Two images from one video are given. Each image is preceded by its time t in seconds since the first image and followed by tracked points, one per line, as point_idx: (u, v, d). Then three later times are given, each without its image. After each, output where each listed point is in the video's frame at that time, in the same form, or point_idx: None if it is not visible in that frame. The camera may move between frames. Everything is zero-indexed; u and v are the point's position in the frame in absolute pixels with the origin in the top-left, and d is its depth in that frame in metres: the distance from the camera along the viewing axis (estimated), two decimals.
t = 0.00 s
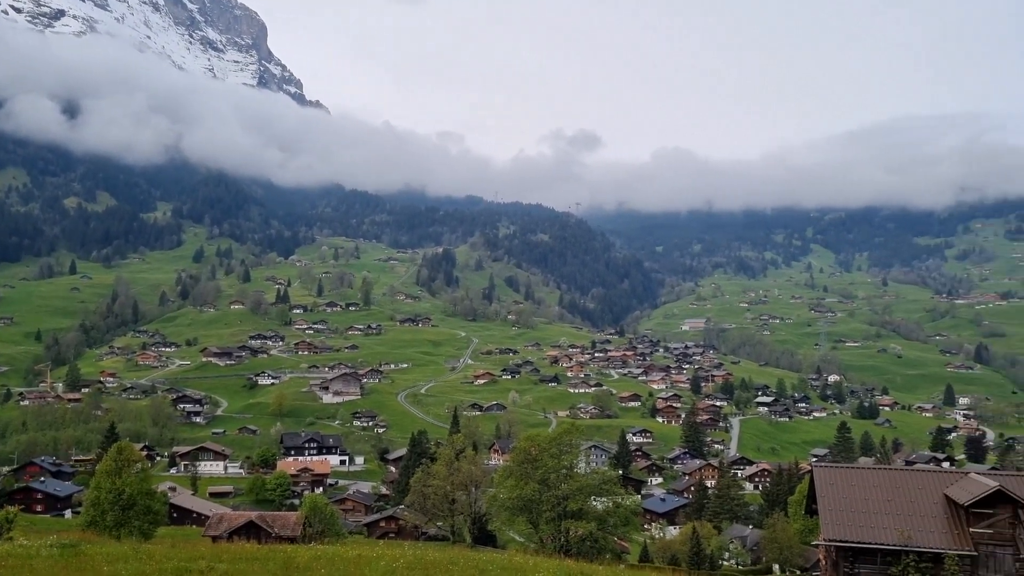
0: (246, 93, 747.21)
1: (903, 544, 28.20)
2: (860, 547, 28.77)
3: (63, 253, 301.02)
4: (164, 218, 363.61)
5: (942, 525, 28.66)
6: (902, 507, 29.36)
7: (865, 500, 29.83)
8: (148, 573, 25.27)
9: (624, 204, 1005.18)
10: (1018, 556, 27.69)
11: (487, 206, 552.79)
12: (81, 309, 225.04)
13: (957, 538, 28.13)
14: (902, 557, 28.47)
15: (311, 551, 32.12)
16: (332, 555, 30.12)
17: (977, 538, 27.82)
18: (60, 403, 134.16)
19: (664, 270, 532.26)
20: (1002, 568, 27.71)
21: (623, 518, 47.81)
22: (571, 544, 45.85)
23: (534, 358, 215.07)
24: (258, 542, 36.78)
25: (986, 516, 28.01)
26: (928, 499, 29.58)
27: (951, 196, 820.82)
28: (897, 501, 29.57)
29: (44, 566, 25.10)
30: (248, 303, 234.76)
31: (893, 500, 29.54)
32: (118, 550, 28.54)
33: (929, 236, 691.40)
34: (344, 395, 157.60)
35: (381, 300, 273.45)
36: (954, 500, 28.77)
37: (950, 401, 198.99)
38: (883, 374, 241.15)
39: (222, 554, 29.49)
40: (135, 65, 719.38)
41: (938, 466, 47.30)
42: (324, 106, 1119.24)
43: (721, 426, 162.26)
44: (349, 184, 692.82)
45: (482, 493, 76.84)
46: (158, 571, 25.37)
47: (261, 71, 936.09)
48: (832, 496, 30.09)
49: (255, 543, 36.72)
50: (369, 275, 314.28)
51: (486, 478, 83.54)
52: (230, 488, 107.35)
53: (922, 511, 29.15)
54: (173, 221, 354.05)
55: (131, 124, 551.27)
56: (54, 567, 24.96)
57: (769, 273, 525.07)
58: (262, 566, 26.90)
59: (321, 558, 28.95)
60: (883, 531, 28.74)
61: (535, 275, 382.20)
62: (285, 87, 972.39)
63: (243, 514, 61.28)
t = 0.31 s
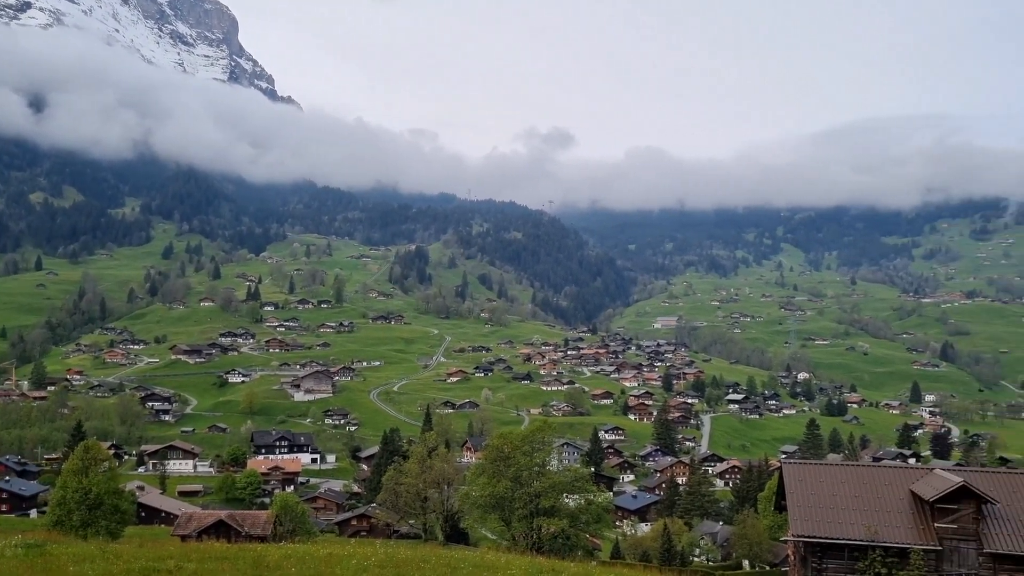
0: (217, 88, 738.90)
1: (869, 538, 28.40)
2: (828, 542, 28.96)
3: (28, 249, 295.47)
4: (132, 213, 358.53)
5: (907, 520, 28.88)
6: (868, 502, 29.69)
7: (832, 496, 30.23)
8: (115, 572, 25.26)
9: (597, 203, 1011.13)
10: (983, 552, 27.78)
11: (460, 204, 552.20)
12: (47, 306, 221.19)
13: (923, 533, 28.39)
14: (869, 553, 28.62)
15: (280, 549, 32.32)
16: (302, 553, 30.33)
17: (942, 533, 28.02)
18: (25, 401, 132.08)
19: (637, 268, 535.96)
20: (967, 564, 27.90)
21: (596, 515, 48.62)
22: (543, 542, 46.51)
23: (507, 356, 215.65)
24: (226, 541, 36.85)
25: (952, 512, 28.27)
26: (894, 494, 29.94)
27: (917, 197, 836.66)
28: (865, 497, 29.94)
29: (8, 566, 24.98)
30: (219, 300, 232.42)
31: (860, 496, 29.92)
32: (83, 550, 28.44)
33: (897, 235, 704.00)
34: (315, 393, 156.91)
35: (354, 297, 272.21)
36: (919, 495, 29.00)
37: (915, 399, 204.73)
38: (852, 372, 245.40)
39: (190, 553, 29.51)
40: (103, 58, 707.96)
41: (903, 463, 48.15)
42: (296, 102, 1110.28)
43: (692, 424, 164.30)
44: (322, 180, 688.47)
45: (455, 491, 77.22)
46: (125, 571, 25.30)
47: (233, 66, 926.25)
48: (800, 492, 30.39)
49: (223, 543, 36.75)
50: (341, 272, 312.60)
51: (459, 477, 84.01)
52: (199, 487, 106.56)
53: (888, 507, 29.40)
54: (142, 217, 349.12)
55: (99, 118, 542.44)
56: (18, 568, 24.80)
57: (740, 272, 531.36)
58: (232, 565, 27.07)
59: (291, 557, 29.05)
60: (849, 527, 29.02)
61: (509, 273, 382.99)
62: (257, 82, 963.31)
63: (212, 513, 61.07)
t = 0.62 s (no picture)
0: (197, 84, 732.54)
1: (847, 535, 28.55)
2: (806, 539, 29.17)
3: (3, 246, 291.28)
4: (110, 210, 354.35)
5: (884, 517, 29.03)
6: (846, 499, 29.90)
7: (810, 493, 30.43)
8: (92, 572, 25.32)
9: (579, 201, 1014.93)
10: (958, 548, 27.97)
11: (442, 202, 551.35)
12: (22, 304, 218.29)
13: (899, 529, 28.53)
14: (846, 549, 28.78)
15: (259, 548, 32.39)
16: (281, 552, 30.50)
17: (917, 530, 28.29)
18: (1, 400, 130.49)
19: (618, 266, 538.31)
20: (943, 560, 28.04)
21: (576, 512, 49.28)
22: (523, 540, 47.01)
23: (489, 354, 216.03)
24: (203, 541, 36.89)
25: (928, 507, 28.44)
26: (872, 491, 30.12)
27: (894, 197, 847.13)
28: (842, 494, 30.15)
29: None
30: (198, 297, 230.66)
31: (838, 493, 30.12)
32: (60, 549, 28.42)
33: (875, 234, 712.74)
34: (296, 391, 156.23)
35: (335, 295, 271.23)
36: (896, 491, 29.18)
37: (893, 396, 207.72)
38: (830, 370, 248.30)
39: (168, 551, 29.61)
40: (80, 53, 699.43)
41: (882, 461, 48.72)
42: (277, 99, 1103.29)
43: (673, 421, 165.86)
44: (302, 178, 685.34)
45: (436, 488, 77.55)
46: (102, 571, 25.42)
47: (213, 62, 919.31)
48: (778, 490, 30.64)
49: (201, 542, 36.79)
50: (322, 270, 311.44)
51: (440, 475, 84.26)
52: (177, 486, 105.98)
53: (866, 504, 29.59)
54: (120, 214, 345.51)
55: (76, 114, 535.96)
56: None
57: (720, 271, 535.60)
58: (210, 565, 27.16)
59: (271, 557, 29.17)
60: (828, 523, 29.18)
61: (490, 271, 383.34)
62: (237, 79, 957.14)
63: (188, 513, 60.90)
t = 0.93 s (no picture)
0: (168, 79, 723.37)
1: (818, 531, 29.54)
2: (776, 535, 30.12)
3: None
4: (79, 207, 348.55)
5: (854, 513, 30.08)
6: (816, 495, 30.89)
7: (782, 490, 31.36)
8: (60, 572, 25.60)
9: (553, 200, 1017.99)
10: (925, 542, 29.12)
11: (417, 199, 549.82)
12: None
13: (868, 524, 29.54)
14: (818, 545, 29.71)
15: (231, 548, 32.77)
16: (252, 552, 30.82)
17: (887, 524, 29.31)
18: None
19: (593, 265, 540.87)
20: (910, 555, 29.15)
21: (550, 510, 50.18)
22: (498, 537, 47.64)
23: (464, 352, 216.42)
24: (176, 541, 37.04)
25: (897, 503, 29.47)
26: (841, 488, 31.15)
27: (865, 197, 860.09)
28: (814, 491, 31.11)
29: None
30: (169, 295, 228.22)
31: (809, 489, 31.09)
32: (30, 550, 28.63)
33: (846, 233, 723.61)
34: (269, 389, 155.41)
35: (308, 293, 269.69)
36: (865, 488, 30.24)
37: (863, 394, 211.57)
38: (802, 368, 252.11)
39: (138, 551, 29.87)
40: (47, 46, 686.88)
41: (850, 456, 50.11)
42: (249, 95, 1091.35)
43: (647, 419, 167.76)
44: (275, 174, 679.67)
45: (410, 487, 77.94)
46: (71, 571, 25.70)
47: (184, 57, 907.68)
48: (749, 486, 31.55)
49: (174, 542, 36.93)
50: (295, 268, 309.37)
51: (415, 473, 84.60)
52: (148, 485, 105.21)
53: (835, 500, 30.67)
54: (89, 210, 340.29)
55: (44, 108, 526.77)
56: None
57: (694, 269, 540.84)
58: (180, 564, 27.50)
59: (242, 556, 29.56)
60: (798, 519, 30.19)
61: (465, 269, 383.45)
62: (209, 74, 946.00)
63: (159, 512, 60.83)
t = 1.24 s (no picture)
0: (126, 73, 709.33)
1: (777, 526, 30.91)
2: (737, 530, 31.42)
3: None
4: (34, 202, 340.02)
5: (813, 508, 31.59)
6: (777, 491, 32.33)
7: (742, 486, 32.73)
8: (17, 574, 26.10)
9: (518, 198, 1021.71)
10: (881, 536, 30.78)
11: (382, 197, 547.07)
12: None
13: (826, 519, 31.06)
14: (777, 540, 31.08)
15: (192, 549, 33.40)
16: (213, 553, 31.44)
17: (844, 520, 30.87)
18: None
19: (557, 263, 543.82)
20: (867, 548, 30.79)
21: (514, 508, 51.40)
22: (462, 536, 48.65)
23: (428, 351, 216.66)
24: (137, 541, 37.42)
25: (853, 498, 31.06)
26: (801, 483, 32.63)
27: (824, 198, 877.30)
28: (774, 487, 32.55)
29: None
30: (127, 293, 224.35)
31: (770, 486, 32.49)
32: None
33: (805, 233, 738.28)
34: (230, 388, 154.03)
35: (270, 291, 267.29)
36: (825, 483, 31.72)
37: (822, 391, 216.76)
38: (762, 366, 257.10)
39: (97, 554, 30.35)
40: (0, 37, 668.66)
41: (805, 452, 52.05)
42: (210, 90, 1075.33)
43: (611, 417, 170.15)
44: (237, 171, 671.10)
45: (373, 487, 78.54)
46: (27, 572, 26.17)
47: (143, 50, 890.81)
48: (712, 483, 32.87)
49: (135, 543, 37.30)
50: (257, 266, 306.14)
51: (377, 472, 85.10)
52: (105, 486, 103.91)
53: (795, 495, 32.13)
54: (44, 206, 332.45)
55: None
56: None
57: (657, 268, 547.28)
58: (137, 566, 28.08)
59: (202, 557, 30.22)
60: (759, 515, 31.46)
61: (430, 267, 382.99)
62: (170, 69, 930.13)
63: (116, 513, 60.65)
